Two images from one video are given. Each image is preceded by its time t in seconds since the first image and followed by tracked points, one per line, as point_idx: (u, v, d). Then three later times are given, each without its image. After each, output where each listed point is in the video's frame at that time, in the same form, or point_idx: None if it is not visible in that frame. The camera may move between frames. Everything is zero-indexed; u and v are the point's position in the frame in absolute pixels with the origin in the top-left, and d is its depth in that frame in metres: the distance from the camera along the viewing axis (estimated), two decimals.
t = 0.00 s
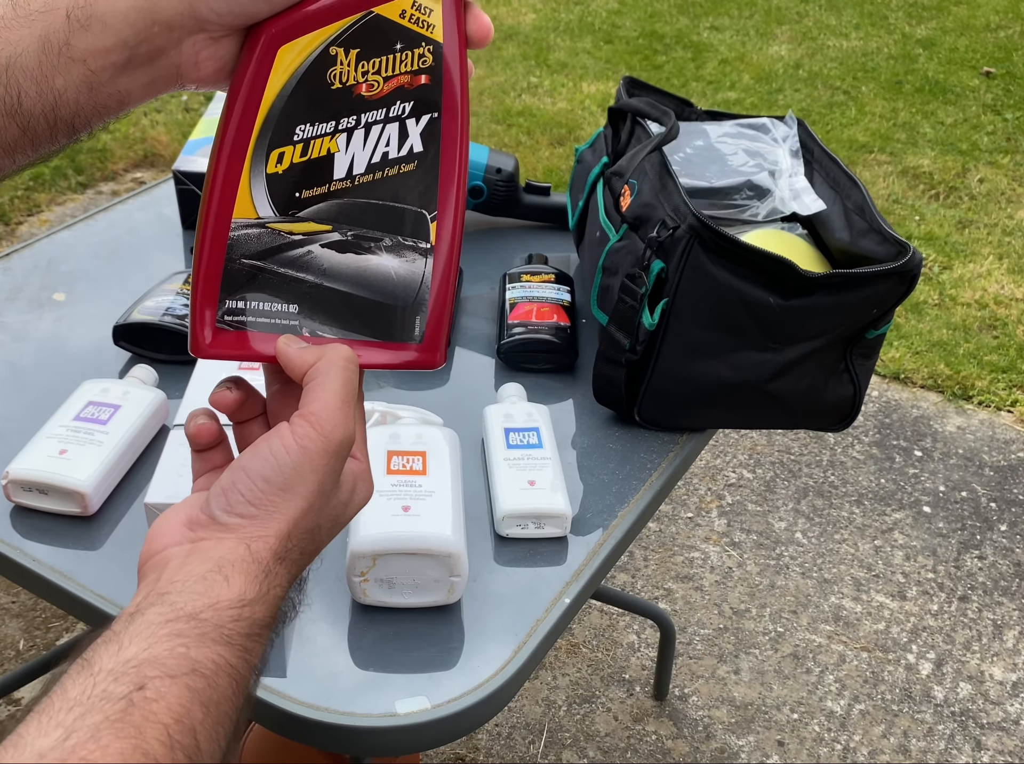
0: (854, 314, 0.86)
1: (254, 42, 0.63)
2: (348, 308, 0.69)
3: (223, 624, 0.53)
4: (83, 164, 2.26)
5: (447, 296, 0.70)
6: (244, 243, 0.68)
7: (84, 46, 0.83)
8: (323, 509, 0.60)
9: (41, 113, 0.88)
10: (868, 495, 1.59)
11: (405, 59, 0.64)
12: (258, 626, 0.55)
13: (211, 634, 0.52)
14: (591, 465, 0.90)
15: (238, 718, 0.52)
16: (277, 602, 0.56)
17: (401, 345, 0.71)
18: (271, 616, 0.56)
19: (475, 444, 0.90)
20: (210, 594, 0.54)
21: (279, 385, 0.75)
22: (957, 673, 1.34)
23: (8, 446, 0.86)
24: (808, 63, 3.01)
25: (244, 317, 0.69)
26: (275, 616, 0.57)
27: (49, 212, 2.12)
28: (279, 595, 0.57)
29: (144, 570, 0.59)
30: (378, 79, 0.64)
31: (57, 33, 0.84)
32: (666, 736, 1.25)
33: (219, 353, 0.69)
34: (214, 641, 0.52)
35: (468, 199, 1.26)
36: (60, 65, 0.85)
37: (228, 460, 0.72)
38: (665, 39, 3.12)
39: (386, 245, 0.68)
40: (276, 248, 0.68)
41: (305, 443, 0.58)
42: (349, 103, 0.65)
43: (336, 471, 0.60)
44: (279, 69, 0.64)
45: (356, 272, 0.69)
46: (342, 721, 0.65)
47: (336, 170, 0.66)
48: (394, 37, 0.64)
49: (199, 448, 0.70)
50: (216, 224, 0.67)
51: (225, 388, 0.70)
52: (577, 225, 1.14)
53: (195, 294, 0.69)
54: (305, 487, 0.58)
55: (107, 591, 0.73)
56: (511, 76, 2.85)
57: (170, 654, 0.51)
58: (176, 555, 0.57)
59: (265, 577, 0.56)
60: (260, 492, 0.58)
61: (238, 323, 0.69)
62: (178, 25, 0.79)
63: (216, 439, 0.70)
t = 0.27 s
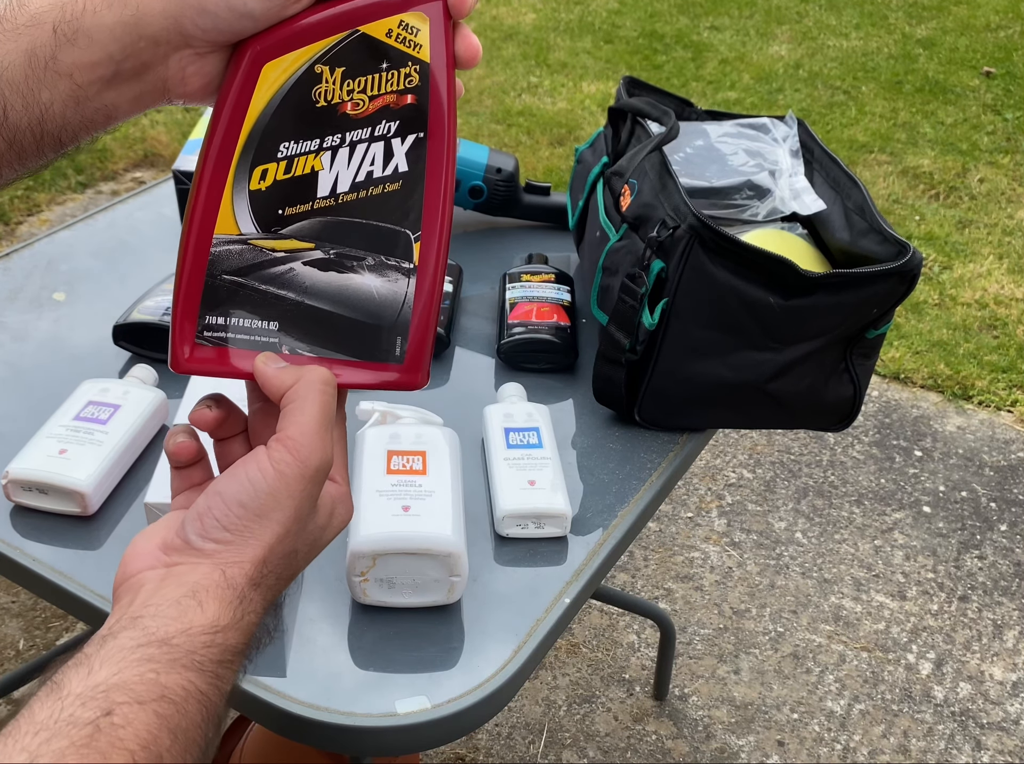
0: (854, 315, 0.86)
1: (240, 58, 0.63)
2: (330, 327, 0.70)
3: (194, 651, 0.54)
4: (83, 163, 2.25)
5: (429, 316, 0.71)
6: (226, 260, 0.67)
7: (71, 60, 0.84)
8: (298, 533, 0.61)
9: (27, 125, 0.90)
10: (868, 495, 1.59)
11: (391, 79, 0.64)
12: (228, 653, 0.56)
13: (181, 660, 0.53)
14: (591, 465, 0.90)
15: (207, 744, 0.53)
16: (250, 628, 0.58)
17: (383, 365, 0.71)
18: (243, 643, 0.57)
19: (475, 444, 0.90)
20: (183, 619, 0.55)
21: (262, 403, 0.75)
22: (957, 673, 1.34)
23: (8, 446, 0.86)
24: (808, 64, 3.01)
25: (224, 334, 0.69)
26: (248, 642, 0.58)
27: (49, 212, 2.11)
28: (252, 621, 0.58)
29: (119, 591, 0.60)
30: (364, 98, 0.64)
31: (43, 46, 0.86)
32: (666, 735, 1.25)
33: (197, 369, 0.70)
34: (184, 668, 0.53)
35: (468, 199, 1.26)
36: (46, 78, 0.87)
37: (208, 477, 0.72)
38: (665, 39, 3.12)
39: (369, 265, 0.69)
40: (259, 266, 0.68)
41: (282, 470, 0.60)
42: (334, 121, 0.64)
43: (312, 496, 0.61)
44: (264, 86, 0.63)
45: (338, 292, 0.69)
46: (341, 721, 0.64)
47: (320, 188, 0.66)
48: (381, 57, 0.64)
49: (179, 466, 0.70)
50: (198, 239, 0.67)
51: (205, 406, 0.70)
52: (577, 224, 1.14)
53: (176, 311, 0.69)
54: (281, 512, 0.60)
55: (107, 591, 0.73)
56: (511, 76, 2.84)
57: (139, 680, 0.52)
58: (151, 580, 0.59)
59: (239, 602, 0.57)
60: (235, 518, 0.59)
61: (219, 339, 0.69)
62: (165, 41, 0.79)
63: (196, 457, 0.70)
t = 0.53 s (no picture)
0: (854, 315, 0.86)
1: (240, 134, 0.63)
2: (319, 403, 0.67)
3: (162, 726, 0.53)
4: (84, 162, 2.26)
5: (420, 397, 0.67)
6: (219, 331, 0.66)
7: (73, 132, 0.83)
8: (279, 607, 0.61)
9: (27, 194, 0.90)
10: (868, 495, 1.59)
11: (389, 160, 0.63)
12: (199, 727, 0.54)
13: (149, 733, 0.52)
14: (591, 465, 0.90)
15: None
16: (223, 703, 0.57)
17: (372, 439, 0.68)
18: (214, 718, 0.55)
19: (475, 444, 0.90)
20: (156, 691, 0.54)
21: (249, 471, 0.73)
22: (957, 673, 1.34)
23: (8, 446, 0.86)
24: (808, 64, 3.01)
25: (214, 405, 0.67)
26: (221, 715, 0.57)
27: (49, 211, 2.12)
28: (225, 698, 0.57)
29: (94, 659, 0.59)
30: (361, 179, 0.63)
31: (46, 118, 0.85)
32: (666, 735, 1.25)
33: (186, 438, 0.67)
34: (154, 740, 0.52)
35: (468, 199, 1.26)
36: (49, 149, 0.86)
37: (191, 545, 0.71)
38: (665, 39, 3.12)
39: (360, 342, 0.66)
40: (252, 339, 0.66)
41: (266, 543, 0.60)
42: (331, 199, 0.64)
43: (293, 569, 0.61)
44: (263, 164, 0.63)
45: (328, 367, 0.67)
46: (342, 721, 0.65)
47: (314, 266, 0.65)
48: (379, 139, 0.63)
49: (162, 530, 0.69)
50: (192, 312, 0.66)
51: (192, 473, 0.69)
52: (577, 225, 1.14)
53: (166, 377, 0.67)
54: (261, 586, 0.59)
55: (108, 591, 0.73)
56: (510, 76, 2.85)
57: (106, 751, 0.50)
58: (126, 649, 0.58)
59: (213, 676, 0.57)
60: (216, 588, 0.59)
61: (209, 409, 0.67)
62: (167, 116, 0.79)
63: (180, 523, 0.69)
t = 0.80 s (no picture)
0: (853, 315, 0.86)
1: (264, 134, 0.61)
2: (339, 407, 0.66)
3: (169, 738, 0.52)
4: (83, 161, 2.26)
5: (443, 403, 0.66)
6: (238, 333, 0.65)
7: (95, 126, 0.83)
8: (293, 614, 0.61)
9: (47, 188, 0.90)
10: (868, 495, 1.59)
11: (416, 163, 0.61)
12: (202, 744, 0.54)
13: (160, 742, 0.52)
14: (591, 465, 0.90)
15: None
16: (234, 710, 0.57)
17: (392, 446, 0.67)
18: (223, 724, 0.55)
19: (475, 444, 0.90)
20: (164, 699, 0.54)
21: (265, 472, 0.73)
22: (957, 673, 1.34)
23: (8, 446, 0.86)
24: (808, 64, 3.01)
25: (232, 406, 0.66)
26: (230, 724, 0.57)
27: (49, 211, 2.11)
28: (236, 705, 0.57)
29: (102, 662, 0.59)
30: (387, 181, 0.62)
31: (67, 112, 0.85)
32: (666, 735, 1.25)
33: (204, 440, 0.66)
34: (162, 751, 0.52)
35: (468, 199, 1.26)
36: (69, 143, 0.86)
37: (206, 545, 0.70)
38: (665, 39, 3.12)
39: (382, 347, 0.65)
40: (272, 341, 0.65)
41: (281, 549, 0.60)
42: (356, 200, 0.62)
43: (307, 576, 0.61)
44: (286, 164, 0.61)
45: (349, 372, 0.66)
46: (342, 721, 0.65)
47: (337, 268, 0.63)
48: (407, 141, 0.61)
49: (176, 530, 0.68)
50: (212, 314, 0.64)
51: (208, 473, 0.69)
52: (577, 225, 1.14)
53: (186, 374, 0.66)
54: (275, 594, 0.59)
55: (108, 591, 0.73)
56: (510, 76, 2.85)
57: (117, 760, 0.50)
58: (137, 653, 0.57)
59: (222, 685, 0.56)
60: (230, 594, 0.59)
61: (227, 411, 0.66)
62: (190, 111, 0.78)
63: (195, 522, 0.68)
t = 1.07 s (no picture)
0: (853, 315, 0.86)
1: (291, 55, 0.60)
2: (387, 334, 0.68)
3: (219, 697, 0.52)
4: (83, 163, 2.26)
5: (490, 322, 0.68)
6: (277, 265, 0.66)
7: (116, 58, 0.82)
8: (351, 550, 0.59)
9: (71, 126, 0.89)
10: (868, 495, 1.59)
11: (449, 72, 0.61)
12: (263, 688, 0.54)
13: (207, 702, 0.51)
14: (591, 465, 0.90)
15: None
16: (298, 649, 0.56)
17: (444, 373, 0.69)
18: (287, 663, 0.55)
19: (475, 444, 0.90)
20: (225, 639, 0.54)
21: (316, 409, 0.72)
22: (957, 673, 1.34)
23: (8, 446, 0.86)
24: (808, 63, 3.01)
25: (279, 341, 0.67)
26: (292, 664, 0.56)
27: (49, 213, 2.12)
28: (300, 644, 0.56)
29: (162, 605, 0.59)
30: (421, 93, 0.62)
31: (87, 45, 0.84)
32: (666, 735, 1.25)
33: (253, 377, 0.67)
34: (224, 692, 0.52)
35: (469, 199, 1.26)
36: (90, 78, 0.85)
37: (258, 484, 0.69)
38: (665, 39, 3.12)
39: (426, 270, 0.66)
40: (312, 271, 0.66)
41: (334, 484, 0.58)
42: (390, 118, 0.62)
43: (364, 511, 0.59)
44: (318, 82, 0.61)
45: (396, 300, 0.67)
46: (342, 721, 0.64)
47: (374, 189, 0.64)
48: (439, 49, 0.61)
49: (229, 471, 0.68)
50: (250, 243, 0.65)
51: (257, 411, 0.67)
52: (576, 225, 1.14)
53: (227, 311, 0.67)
54: (331, 529, 0.57)
55: (108, 591, 0.73)
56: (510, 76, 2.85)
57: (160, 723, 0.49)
58: (197, 593, 0.57)
59: (284, 622, 0.56)
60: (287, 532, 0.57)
61: (273, 347, 0.67)
62: (214, 39, 0.76)
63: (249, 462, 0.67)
